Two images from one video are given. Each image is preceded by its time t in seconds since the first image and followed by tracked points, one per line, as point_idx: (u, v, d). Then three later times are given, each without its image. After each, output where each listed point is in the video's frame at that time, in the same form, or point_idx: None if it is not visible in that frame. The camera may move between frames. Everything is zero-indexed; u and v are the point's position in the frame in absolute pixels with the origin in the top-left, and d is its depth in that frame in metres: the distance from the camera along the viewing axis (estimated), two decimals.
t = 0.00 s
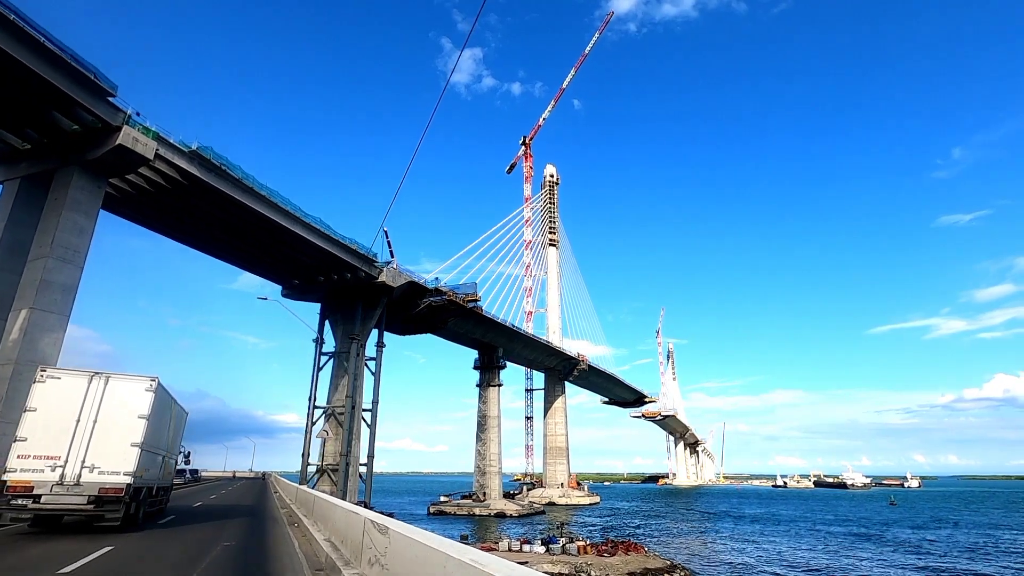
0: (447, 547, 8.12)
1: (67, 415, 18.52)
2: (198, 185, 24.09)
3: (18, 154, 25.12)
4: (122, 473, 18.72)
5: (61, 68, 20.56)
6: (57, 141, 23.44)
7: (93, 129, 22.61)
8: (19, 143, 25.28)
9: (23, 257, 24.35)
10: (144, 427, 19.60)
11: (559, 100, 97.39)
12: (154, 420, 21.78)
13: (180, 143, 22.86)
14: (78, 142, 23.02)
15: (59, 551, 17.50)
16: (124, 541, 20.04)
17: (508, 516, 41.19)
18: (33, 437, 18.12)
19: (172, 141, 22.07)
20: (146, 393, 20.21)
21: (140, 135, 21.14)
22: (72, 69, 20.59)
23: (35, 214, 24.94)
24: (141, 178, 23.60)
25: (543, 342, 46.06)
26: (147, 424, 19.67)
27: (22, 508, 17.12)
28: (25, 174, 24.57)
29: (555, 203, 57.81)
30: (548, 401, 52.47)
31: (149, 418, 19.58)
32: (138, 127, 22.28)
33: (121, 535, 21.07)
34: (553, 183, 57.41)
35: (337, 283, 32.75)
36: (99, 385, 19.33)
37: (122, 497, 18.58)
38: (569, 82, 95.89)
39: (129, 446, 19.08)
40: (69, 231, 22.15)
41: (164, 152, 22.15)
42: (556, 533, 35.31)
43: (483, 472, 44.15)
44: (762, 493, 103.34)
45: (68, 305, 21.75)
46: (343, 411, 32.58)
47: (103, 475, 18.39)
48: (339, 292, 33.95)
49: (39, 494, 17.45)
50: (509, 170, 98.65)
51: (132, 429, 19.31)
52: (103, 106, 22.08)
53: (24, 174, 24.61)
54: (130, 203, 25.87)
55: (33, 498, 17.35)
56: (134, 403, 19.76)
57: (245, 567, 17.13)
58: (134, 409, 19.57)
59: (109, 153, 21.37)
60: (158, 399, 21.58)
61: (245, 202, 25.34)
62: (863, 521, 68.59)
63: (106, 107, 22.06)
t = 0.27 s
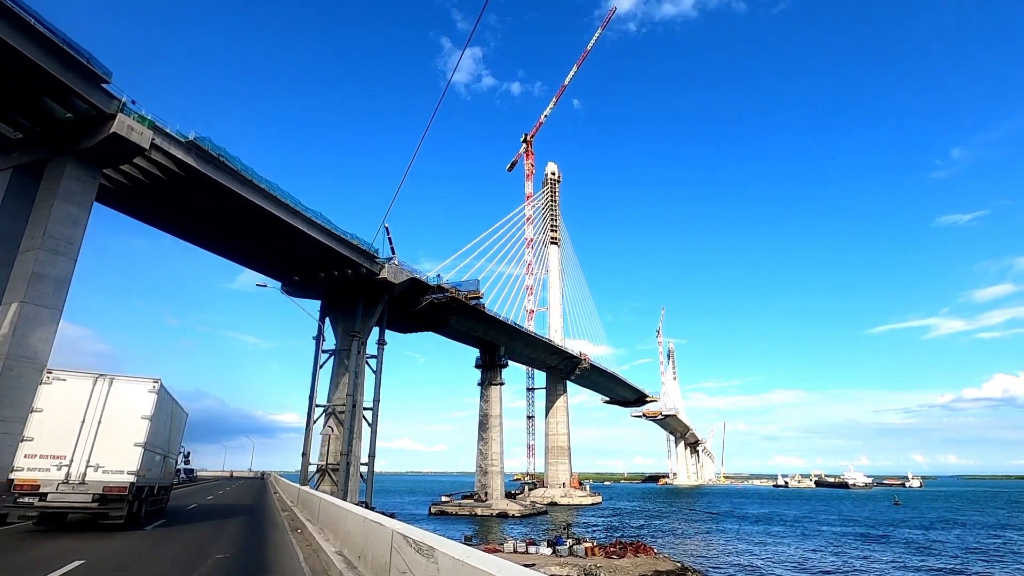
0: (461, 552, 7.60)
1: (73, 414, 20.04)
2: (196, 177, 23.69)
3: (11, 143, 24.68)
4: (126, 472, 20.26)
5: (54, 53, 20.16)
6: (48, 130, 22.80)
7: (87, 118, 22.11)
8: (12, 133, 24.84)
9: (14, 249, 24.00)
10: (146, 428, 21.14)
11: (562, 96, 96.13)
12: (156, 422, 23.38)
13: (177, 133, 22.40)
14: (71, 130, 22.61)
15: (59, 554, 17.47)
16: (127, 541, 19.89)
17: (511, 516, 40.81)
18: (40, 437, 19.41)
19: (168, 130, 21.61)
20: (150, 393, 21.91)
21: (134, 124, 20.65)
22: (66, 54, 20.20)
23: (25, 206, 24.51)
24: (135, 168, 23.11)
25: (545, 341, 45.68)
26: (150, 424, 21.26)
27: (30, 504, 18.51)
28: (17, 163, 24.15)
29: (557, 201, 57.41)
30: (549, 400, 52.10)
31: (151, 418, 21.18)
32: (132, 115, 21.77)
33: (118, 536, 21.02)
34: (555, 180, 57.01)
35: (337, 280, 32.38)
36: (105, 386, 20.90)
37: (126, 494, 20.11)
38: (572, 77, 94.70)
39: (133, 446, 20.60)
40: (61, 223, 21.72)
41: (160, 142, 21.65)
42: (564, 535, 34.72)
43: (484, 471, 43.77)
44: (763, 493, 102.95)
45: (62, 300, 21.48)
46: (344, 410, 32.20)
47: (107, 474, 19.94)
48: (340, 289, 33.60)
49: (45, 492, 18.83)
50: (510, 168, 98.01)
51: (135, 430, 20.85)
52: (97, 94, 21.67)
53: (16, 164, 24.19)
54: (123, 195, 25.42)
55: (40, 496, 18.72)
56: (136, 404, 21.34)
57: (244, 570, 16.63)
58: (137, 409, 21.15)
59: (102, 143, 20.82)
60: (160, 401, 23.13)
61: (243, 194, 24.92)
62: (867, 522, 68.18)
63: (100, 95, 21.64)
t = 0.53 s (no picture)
0: (473, 555, 7.23)
1: (76, 417, 20.61)
2: (194, 169, 23.33)
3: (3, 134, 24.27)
4: (129, 473, 20.72)
5: (48, 40, 19.79)
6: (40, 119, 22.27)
7: (81, 107, 21.75)
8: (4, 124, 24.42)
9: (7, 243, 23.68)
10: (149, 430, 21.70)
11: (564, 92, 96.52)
12: (158, 424, 23.97)
13: (175, 124, 22.06)
14: (64, 120, 22.18)
15: (59, 555, 17.29)
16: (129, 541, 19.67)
17: (513, 516, 40.48)
18: (44, 438, 20.06)
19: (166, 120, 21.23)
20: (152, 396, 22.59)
21: (131, 113, 20.29)
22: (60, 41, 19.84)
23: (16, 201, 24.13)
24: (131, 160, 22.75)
25: (548, 339, 45.35)
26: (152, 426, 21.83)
27: (35, 504, 19.02)
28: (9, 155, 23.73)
29: (558, 199, 57.08)
30: (551, 399, 51.75)
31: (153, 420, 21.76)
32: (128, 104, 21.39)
33: (117, 536, 20.86)
34: (557, 178, 56.70)
35: (337, 276, 32.02)
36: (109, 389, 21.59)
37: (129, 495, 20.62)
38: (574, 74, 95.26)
39: (136, 447, 21.09)
40: (53, 215, 21.26)
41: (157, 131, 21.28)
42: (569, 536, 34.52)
43: (486, 471, 43.44)
44: (765, 492, 102.64)
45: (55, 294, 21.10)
46: (345, 408, 31.85)
47: (110, 475, 20.38)
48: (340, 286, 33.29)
49: (50, 492, 19.36)
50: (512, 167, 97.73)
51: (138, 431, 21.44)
52: (90, 82, 21.28)
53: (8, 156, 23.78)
54: (118, 188, 25.03)
55: (44, 497, 19.24)
56: (139, 407, 21.93)
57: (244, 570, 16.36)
58: (139, 412, 21.77)
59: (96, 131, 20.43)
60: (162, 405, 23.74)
61: (242, 187, 24.57)
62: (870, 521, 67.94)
63: (94, 82, 21.28)
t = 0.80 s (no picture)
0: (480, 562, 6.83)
1: (81, 418, 21.75)
2: (192, 160, 22.98)
3: None
4: (131, 472, 21.82)
5: (42, 25, 19.40)
6: (31, 107, 21.83)
7: (75, 94, 21.34)
8: None
9: None
10: (151, 430, 22.91)
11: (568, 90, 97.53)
12: (159, 426, 25.11)
13: (172, 113, 21.66)
14: (57, 107, 21.70)
15: (57, 555, 17.12)
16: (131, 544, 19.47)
17: (516, 517, 40.12)
18: (49, 439, 21.18)
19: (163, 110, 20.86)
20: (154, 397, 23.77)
21: (127, 102, 19.91)
22: (54, 26, 19.49)
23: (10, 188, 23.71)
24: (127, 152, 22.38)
25: (550, 338, 44.95)
26: (154, 427, 23.00)
27: (41, 502, 20.21)
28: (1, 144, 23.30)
29: (560, 197, 56.64)
30: (553, 399, 51.38)
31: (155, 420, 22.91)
32: (123, 92, 20.94)
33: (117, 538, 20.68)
34: (559, 176, 56.29)
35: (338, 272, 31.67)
36: (112, 391, 22.70)
37: (131, 492, 21.77)
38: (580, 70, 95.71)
39: (138, 447, 22.24)
40: (45, 206, 20.75)
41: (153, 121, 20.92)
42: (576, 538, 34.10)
43: (489, 471, 43.10)
44: (767, 492, 102.19)
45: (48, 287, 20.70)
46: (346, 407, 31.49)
47: (113, 474, 21.47)
48: (342, 282, 32.92)
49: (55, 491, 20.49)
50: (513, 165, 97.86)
51: (141, 431, 22.66)
52: (85, 68, 20.91)
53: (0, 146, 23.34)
54: (115, 181, 24.68)
55: (50, 495, 20.40)
56: (142, 408, 23.08)
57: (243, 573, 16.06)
58: (142, 413, 22.98)
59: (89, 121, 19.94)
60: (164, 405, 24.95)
61: (242, 179, 24.21)
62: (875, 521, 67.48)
63: (88, 68, 20.89)
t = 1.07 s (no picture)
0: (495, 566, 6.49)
1: (84, 418, 22.33)
2: (189, 152, 22.63)
3: None
4: (133, 471, 22.44)
5: (35, 10, 18.96)
6: (24, 95, 21.38)
7: (69, 80, 20.98)
8: None
9: None
10: (153, 430, 23.54)
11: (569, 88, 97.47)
12: (160, 427, 25.75)
13: (169, 103, 21.24)
14: (50, 96, 21.30)
15: (55, 555, 16.85)
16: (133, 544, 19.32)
17: (519, 517, 39.82)
18: (54, 438, 21.83)
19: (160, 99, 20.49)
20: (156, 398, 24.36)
21: (123, 90, 19.51)
22: (47, 12, 19.09)
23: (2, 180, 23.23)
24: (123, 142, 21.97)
25: (553, 337, 44.61)
26: (156, 427, 23.64)
27: (47, 500, 20.81)
28: None
29: (562, 195, 56.31)
30: (555, 398, 51.07)
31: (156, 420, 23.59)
32: (118, 80, 20.49)
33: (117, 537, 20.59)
34: (561, 174, 55.95)
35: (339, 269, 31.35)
36: (115, 392, 23.32)
37: (133, 491, 22.37)
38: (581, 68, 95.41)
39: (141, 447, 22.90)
40: (39, 197, 20.45)
41: (150, 110, 20.54)
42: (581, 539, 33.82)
43: (491, 471, 42.76)
44: (769, 492, 101.85)
45: (39, 281, 20.25)
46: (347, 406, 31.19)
47: (116, 473, 22.06)
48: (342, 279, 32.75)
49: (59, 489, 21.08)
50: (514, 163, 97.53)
51: (143, 431, 23.27)
52: (78, 53, 20.49)
53: None
54: (110, 174, 24.29)
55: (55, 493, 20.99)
56: (143, 408, 23.73)
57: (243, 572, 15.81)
58: (145, 413, 23.62)
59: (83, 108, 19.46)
60: (165, 406, 25.56)
61: (241, 172, 23.85)
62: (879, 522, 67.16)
63: (79, 55, 20.48)
